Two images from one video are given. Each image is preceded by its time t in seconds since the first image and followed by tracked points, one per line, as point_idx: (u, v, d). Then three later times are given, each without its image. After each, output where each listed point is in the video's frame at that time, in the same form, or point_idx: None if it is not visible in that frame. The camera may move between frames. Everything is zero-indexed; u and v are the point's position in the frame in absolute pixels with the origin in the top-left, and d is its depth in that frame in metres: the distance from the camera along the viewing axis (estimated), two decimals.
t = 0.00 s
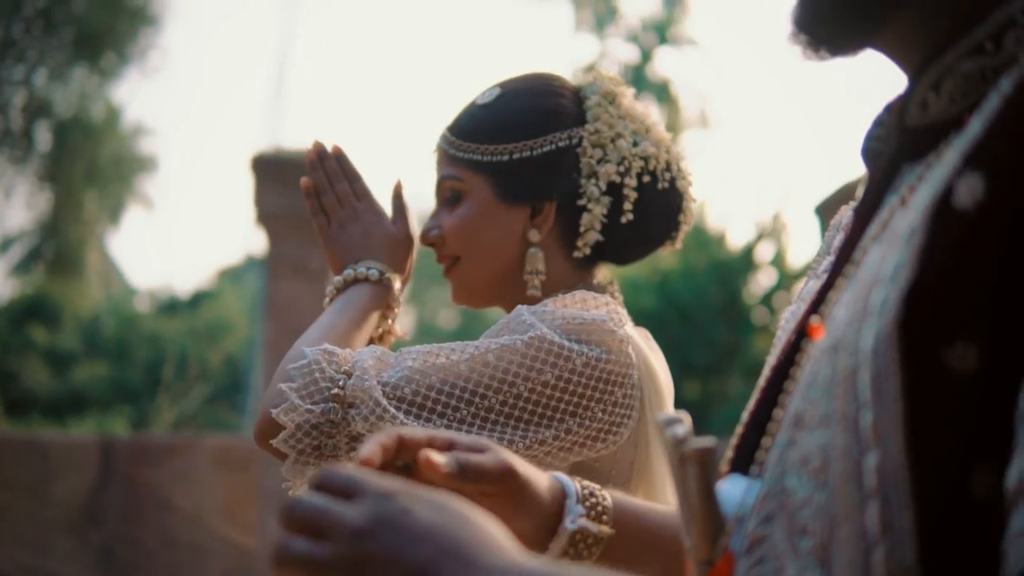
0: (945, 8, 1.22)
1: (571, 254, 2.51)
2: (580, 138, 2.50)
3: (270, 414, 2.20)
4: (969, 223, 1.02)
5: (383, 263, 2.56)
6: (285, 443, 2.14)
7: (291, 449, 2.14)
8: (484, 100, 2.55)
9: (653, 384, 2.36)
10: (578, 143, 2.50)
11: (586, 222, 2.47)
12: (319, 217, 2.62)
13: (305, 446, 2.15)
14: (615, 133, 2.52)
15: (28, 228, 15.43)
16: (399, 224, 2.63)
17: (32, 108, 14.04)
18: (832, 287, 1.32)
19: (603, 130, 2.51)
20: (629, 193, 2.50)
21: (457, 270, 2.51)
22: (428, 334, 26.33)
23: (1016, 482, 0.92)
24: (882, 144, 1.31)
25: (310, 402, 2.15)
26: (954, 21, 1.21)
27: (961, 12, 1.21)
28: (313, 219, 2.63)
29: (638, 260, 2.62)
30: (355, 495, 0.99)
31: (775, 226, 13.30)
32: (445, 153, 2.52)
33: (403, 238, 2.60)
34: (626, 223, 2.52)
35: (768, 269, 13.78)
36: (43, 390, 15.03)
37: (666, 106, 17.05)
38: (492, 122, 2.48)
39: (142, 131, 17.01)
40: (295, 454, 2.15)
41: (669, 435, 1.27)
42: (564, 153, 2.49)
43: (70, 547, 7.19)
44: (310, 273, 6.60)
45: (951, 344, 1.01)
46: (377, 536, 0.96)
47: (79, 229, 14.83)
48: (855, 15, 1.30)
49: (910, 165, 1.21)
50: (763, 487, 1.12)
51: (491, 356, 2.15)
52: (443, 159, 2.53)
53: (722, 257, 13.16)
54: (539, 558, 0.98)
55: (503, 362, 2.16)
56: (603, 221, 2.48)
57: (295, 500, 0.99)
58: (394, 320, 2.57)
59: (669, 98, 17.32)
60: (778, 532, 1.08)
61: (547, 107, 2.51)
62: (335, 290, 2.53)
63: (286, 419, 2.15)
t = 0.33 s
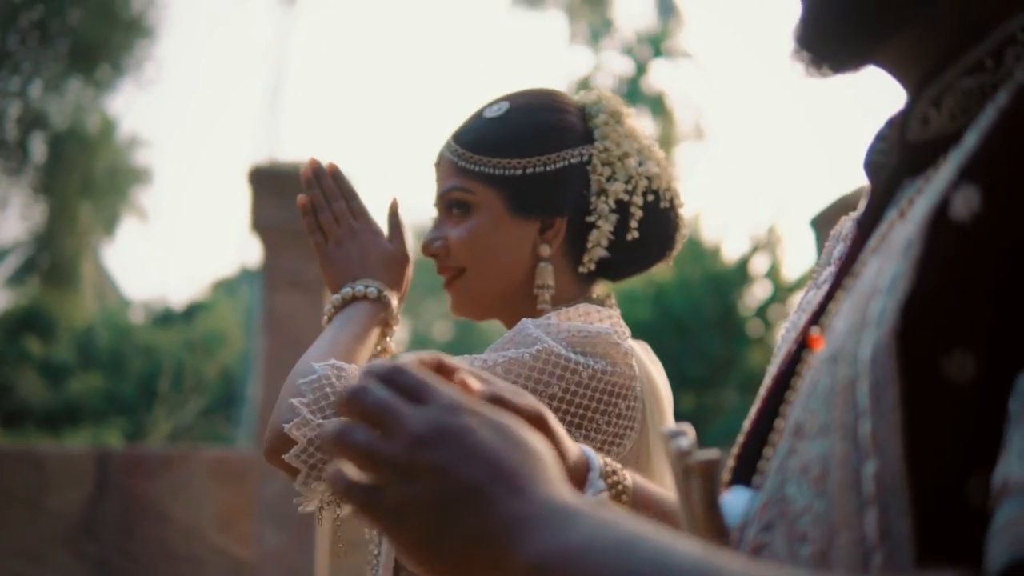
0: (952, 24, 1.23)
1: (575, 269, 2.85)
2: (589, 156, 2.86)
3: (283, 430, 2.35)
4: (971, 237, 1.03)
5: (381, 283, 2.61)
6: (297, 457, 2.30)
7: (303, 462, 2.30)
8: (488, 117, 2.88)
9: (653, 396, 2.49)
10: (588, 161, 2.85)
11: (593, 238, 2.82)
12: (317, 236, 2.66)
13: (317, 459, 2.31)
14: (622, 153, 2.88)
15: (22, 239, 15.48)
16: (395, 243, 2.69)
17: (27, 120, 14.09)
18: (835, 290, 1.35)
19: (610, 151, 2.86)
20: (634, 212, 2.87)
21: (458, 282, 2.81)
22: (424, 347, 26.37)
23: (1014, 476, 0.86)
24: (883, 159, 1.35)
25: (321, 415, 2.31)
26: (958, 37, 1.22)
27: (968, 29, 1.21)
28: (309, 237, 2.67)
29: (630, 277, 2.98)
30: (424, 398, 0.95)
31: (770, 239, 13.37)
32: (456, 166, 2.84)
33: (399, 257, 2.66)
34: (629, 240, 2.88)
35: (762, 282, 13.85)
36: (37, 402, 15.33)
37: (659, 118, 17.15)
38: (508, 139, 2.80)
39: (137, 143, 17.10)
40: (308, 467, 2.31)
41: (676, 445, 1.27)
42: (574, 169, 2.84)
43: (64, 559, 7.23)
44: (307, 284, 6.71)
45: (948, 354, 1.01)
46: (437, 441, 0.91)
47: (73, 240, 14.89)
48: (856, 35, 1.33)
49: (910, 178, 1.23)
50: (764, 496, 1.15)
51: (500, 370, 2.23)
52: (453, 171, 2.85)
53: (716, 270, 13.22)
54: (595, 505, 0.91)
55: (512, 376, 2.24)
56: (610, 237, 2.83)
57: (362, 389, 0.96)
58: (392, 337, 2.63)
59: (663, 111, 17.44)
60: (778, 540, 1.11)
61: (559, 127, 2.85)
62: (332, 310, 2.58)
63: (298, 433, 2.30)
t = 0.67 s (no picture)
0: (955, 33, 1.24)
1: (581, 282, 2.94)
2: (601, 174, 2.93)
3: (298, 443, 2.36)
4: (966, 247, 1.05)
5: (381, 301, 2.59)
6: (313, 472, 2.30)
7: (318, 477, 2.30)
8: (501, 127, 2.88)
9: (655, 406, 2.53)
10: (600, 179, 2.93)
11: (602, 254, 2.92)
12: (316, 253, 2.63)
13: (331, 474, 2.31)
14: (631, 174, 2.97)
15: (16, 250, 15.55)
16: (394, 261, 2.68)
17: (22, 131, 14.18)
18: (838, 296, 1.37)
19: (621, 172, 2.96)
20: (639, 233, 2.99)
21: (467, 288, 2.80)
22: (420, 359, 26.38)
23: (999, 476, 0.86)
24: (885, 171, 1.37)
25: (338, 431, 2.33)
26: (960, 50, 1.24)
27: (971, 42, 1.23)
28: (308, 254, 2.64)
29: (620, 294, 3.08)
30: (506, 327, 1.06)
31: (764, 252, 13.44)
32: (470, 174, 2.82)
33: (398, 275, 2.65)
34: (632, 258, 3.00)
35: (757, 294, 13.92)
36: (31, 414, 15.76)
37: (655, 131, 17.23)
38: (525, 151, 2.82)
39: (132, 154, 17.20)
40: (323, 482, 2.31)
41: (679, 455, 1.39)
42: (587, 185, 2.90)
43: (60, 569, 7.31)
44: (304, 296, 6.78)
45: (947, 363, 1.02)
46: (512, 373, 1.03)
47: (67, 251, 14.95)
48: (854, 55, 1.34)
49: (911, 191, 1.26)
50: (763, 502, 1.18)
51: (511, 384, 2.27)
52: (467, 178, 2.83)
53: (711, 283, 13.30)
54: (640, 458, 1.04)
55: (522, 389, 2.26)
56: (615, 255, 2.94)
57: (451, 302, 1.05)
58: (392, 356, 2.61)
59: (657, 123, 17.55)
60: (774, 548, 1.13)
61: (570, 143, 2.90)
62: (334, 328, 2.56)
63: (315, 447, 2.31)
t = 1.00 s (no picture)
0: (959, 44, 1.26)
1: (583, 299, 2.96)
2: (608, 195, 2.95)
3: (315, 454, 2.23)
4: (969, 256, 1.06)
5: (383, 318, 2.53)
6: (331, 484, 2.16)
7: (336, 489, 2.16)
8: (518, 138, 2.89)
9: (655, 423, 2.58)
10: (607, 199, 2.95)
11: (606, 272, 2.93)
12: (316, 271, 2.57)
13: (348, 486, 2.17)
14: (633, 198, 3.03)
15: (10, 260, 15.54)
16: (394, 280, 2.63)
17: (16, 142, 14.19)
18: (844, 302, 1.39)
19: (627, 193, 3.02)
20: (637, 256, 3.05)
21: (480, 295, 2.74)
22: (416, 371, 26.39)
23: (989, 478, 0.88)
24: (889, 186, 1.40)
25: (355, 442, 2.19)
26: (959, 66, 1.26)
27: (971, 60, 1.25)
28: (308, 271, 2.58)
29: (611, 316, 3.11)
30: (583, 292, 1.05)
31: (759, 264, 13.48)
32: (491, 181, 2.79)
33: (399, 292, 2.60)
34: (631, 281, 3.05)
35: (751, 306, 13.96)
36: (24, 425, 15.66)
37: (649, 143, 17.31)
38: (543, 165, 2.83)
39: (126, 165, 17.24)
40: (340, 495, 2.17)
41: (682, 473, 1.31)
42: (598, 203, 2.91)
43: None
44: (301, 308, 6.88)
45: (948, 369, 1.04)
46: (580, 337, 1.03)
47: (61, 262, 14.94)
48: (855, 75, 1.34)
49: (911, 204, 1.30)
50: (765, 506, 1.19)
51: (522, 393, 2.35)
52: (486, 186, 2.79)
53: (705, 295, 13.38)
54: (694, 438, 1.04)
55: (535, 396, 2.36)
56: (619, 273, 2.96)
57: (531, 259, 1.05)
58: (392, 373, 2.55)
59: (651, 135, 17.63)
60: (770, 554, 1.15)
61: (579, 162, 2.92)
62: (337, 345, 2.49)
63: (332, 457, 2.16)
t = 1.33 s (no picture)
0: (963, 53, 1.27)
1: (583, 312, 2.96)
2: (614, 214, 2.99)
3: (330, 463, 2.19)
4: (979, 264, 1.07)
5: (387, 332, 2.55)
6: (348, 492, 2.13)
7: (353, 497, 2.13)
8: (534, 150, 2.92)
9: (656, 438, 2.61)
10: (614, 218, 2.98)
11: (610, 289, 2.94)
12: (322, 286, 2.57)
13: (364, 495, 2.15)
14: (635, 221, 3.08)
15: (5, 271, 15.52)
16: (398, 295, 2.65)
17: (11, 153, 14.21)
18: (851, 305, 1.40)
19: (629, 212, 3.08)
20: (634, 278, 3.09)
21: (492, 302, 2.73)
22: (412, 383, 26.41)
23: (986, 479, 0.88)
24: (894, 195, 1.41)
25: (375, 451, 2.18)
26: (960, 78, 1.28)
27: (969, 73, 1.27)
28: (313, 286, 2.58)
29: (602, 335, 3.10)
30: (646, 285, 1.07)
31: (753, 277, 13.56)
32: (510, 190, 2.80)
33: (402, 307, 2.62)
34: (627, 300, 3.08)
35: (745, 318, 14.03)
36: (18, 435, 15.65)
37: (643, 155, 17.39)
38: (559, 179, 2.86)
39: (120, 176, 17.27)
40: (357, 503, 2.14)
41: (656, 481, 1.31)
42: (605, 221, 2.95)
43: None
44: (298, 319, 6.97)
45: (952, 377, 1.05)
46: (636, 329, 1.04)
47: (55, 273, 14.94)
48: (859, 93, 1.34)
49: (916, 214, 1.31)
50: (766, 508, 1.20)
51: (533, 403, 2.37)
52: (505, 194, 2.80)
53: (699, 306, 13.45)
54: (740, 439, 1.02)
55: (546, 406, 2.38)
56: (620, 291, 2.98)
57: (601, 245, 1.08)
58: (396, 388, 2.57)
59: (646, 148, 17.69)
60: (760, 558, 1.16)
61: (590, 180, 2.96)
62: (342, 361, 2.50)
63: (350, 466, 2.14)
